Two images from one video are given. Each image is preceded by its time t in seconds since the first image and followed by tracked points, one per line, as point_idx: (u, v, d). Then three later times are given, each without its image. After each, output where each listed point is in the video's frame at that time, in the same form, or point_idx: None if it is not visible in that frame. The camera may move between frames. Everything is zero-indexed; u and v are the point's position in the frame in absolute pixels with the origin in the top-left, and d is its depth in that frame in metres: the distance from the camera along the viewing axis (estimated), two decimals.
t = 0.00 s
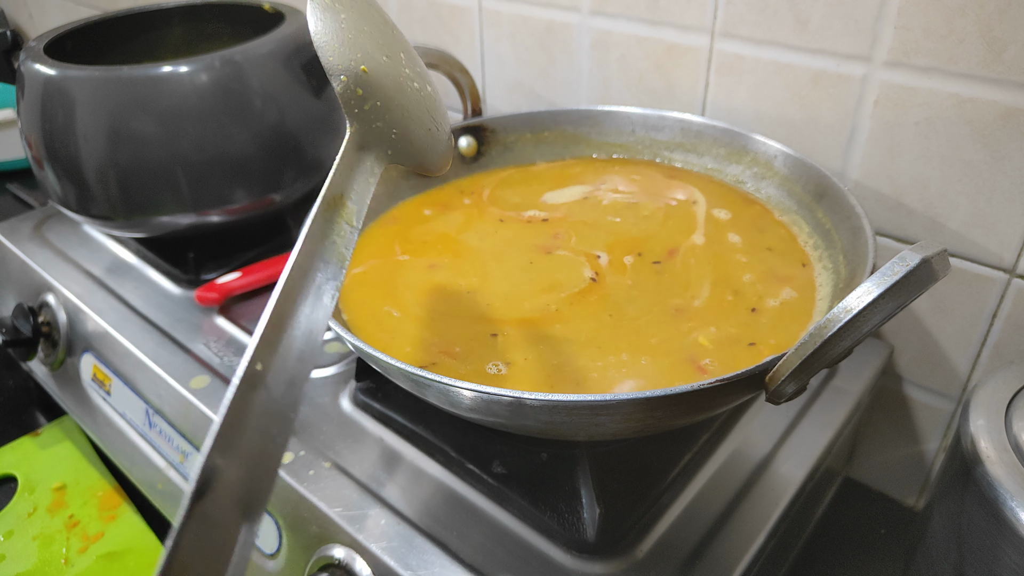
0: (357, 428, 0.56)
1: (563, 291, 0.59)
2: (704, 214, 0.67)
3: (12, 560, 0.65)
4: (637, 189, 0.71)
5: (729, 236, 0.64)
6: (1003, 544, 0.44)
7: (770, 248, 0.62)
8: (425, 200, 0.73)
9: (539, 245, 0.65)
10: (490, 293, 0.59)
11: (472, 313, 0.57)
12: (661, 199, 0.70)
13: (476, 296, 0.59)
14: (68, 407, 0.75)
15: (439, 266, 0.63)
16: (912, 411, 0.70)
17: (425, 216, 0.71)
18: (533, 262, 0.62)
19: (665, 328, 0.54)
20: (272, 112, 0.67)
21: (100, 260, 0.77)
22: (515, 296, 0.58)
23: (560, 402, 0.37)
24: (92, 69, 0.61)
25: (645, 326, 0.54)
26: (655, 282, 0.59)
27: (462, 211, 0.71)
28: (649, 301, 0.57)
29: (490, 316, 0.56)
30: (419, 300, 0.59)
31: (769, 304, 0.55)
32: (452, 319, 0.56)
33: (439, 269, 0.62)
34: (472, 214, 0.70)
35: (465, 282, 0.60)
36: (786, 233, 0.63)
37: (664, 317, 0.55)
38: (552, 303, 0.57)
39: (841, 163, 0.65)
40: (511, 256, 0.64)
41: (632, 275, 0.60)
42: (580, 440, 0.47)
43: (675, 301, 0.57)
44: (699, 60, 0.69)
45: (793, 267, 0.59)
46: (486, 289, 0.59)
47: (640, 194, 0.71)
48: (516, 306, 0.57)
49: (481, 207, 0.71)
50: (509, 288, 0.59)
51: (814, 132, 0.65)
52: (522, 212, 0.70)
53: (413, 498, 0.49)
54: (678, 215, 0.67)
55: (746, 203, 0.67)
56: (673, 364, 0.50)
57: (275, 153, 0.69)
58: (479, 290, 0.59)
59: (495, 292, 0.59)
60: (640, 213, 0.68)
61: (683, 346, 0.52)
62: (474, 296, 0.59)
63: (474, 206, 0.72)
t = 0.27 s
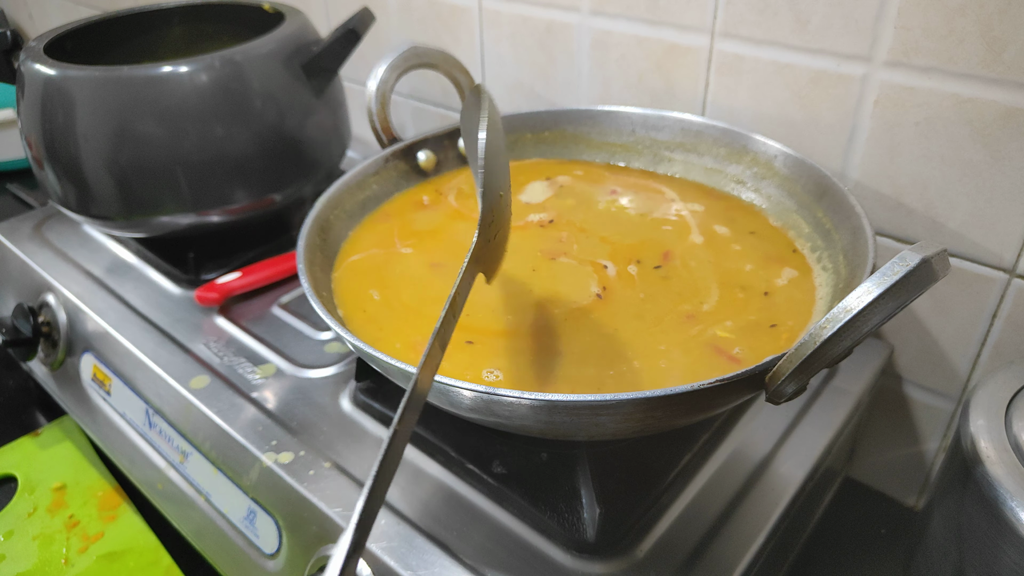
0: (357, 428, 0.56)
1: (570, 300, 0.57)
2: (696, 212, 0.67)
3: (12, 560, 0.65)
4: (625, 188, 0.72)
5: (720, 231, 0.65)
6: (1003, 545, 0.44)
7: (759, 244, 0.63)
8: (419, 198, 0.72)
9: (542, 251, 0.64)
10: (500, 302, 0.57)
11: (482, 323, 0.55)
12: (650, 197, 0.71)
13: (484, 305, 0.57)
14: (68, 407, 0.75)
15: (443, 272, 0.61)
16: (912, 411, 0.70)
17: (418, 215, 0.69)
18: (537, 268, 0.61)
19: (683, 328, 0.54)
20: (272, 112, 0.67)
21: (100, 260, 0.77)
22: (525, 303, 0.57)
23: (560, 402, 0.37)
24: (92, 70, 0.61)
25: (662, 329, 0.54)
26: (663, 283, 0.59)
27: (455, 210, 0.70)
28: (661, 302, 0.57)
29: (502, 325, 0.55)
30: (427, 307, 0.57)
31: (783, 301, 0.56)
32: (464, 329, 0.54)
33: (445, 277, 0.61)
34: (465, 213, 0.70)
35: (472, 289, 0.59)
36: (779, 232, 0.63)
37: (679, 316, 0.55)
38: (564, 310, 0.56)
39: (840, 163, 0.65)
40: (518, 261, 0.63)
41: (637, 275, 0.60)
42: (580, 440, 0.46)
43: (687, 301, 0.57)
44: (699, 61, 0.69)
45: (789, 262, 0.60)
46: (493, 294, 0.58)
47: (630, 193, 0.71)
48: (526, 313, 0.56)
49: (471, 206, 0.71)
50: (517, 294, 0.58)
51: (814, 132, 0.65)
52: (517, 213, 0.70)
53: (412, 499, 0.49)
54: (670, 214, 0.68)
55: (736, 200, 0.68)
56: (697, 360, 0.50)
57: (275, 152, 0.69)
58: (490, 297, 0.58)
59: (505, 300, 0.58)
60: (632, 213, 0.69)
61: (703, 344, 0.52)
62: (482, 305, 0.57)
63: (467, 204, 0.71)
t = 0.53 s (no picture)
0: (357, 428, 0.55)
1: (586, 310, 0.55)
2: (686, 202, 0.68)
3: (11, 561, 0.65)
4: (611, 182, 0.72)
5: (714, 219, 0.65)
6: (1004, 545, 0.44)
7: (753, 232, 0.63)
8: (411, 205, 0.71)
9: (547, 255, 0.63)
10: (514, 309, 0.56)
11: (499, 331, 0.53)
12: (637, 188, 0.71)
13: (498, 312, 0.56)
14: (67, 407, 0.75)
15: (449, 281, 0.60)
16: (913, 411, 0.69)
17: (412, 223, 0.68)
18: (544, 270, 0.60)
19: (700, 320, 0.54)
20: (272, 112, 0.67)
21: (100, 260, 0.77)
22: (537, 309, 0.56)
23: (561, 401, 0.37)
24: (91, 69, 0.61)
25: (683, 322, 0.53)
26: (672, 275, 0.59)
27: (447, 215, 0.69)
28: (674, 294, 0.57)
29: (518, 332, 0.53)
30: (436, 320, 0.55)
31: (797, 288, 0.56)
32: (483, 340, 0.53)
33: (451, 288, 0.59)
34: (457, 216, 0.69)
35: (484, 300, 0.57)
36: (774, 222, 0.64)
37: (696, 308, 0.55)
38: (581, 313, 0.55)
39: (841, 163, 0.64)
40: (525, 265, 0.61)
41: (644, 270, 0.60)
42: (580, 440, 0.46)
43: (701, 294, 0.56)
44: (699, 60, 0.69)
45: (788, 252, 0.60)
46: (504, 301, 0.57)
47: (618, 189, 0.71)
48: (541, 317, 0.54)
49: (459, 210, 0.70)
50: (526, 297, 0.57)
51: (814, 131, 0.65)
52: (518, 210, 0.69)
53: (412, 499, 0.49)
54: (663, 207, 0.68)
55: (725, 188, 0.69)
56: (724, 349, 0.50)
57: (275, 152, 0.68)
58: (500, 305, 0.56)
59: (519, 306, 0.56)
60: (623, 206, 0.69)
61: (726, 333, 0.52)
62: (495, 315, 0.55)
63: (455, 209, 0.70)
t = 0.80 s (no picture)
0: (358, 427, 0.56)
1: (588, 305, 0.56)
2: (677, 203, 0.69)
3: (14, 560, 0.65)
4: (601, 186, 0.73)
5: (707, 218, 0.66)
6: (1000, 544, 0.44)
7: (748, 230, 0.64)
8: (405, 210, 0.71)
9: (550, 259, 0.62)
10: (528, 313, 0.55)
11: (517, 335, 0.53)
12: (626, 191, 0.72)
13: (513, 318, 0.55)
14: (69, 406, 0.76)
15: (458, 287, 0.59)
16: (910, 411, 0.70)
17: (409, 228, 0.68)
18: (551, 273, 0.60)
19: (713, 313, 0.54)
20: (274, 113, 0.67)
21: (102, 260, 0.77)
22: (551, 312, 0.55)
23: (560, 401, 0.37)
24: (94, 70, 0.62)
25: (694, 319, 0.54)
26: (677, 273, 0.60)
27: (443, 221, 0.69)
28: (684, 290, 0.57)
29: (536, 336, 0.53)
30: (449, 326, 0.55)
31: (805, 278, 0.57)
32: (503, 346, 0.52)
33: (461, 294, 0.58)
34: (452, 222, 0.69)
35: (497, 306, 0.57)
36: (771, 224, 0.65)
37: (708, 302, 0.56)
38: (597, 315, 0.54)
39: (839, 164, 0.65)
40: (530, 267, 0.61)
41: (649, 269, 0.60)
42: (581, 440, 0.46)
43: (712, 290, 0.57)
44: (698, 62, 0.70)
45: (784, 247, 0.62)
46: (517, 305, 0.56)
47: (609, 194, 0.72)
48: (556, 320, 0.54)
49: (453, 214, 0.70)
50: (538, 300, 0.57)
51: (812, 133, 0.65)
52: (514, 212, 0.70)
53: (413, 498, 0.50)
54: (657, 208, 0.69)
55: (718, 193, 0.70)
56: (743, 338, 0.51)
57: (277, 154, 0.69)
58: (514, 310, 0.56)
59: (533, 311, 0.55)
60: (617, 209, 0.69)
61: (743, 324, 0.53)
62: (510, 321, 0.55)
63: (448, 214, 0.70)
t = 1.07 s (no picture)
0: (358, 427, 0.56)
1: (587, 305, 0.56)
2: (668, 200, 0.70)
3: (14, 560, 0.65)
4: (592, 184, 0.73)
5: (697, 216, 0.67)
6: (1000, 544, 0.44)
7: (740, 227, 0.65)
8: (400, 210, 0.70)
9: (549, 261, 0.62)
10: (533, 317, 0.55)
11: (523, 338, 0.53)
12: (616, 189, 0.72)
13: (518, 321, 0.55)
14: (70, 406, 0.76)
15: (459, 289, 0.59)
16: (910, 411, 0.70)
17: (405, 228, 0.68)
18: (552, 275, 0.60)
19: (712, 311, 0.55)
20: (273, 113, 0.68)
21: (102, 260, 0.77)
22: (555, 314, 0.55)
23: (560, 401, 0.37)
24: (94, 70, 0.62)
25: (694, 318, 0.54)
26: (676, 270, 0.60)
27: (437, 220, 0.69)
28: (685, 288, 0.58)
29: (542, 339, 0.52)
30: (452, 328, 0.54)
31: (804, 276, 0.58)
32: (510, 349, 0.52)
33: (464, 297, 0.58)
34: (447, 221, 0.69)
35: (502, 309, 0.56)
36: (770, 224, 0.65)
37: (709, 300, 0.56)
38: (601, 318, 0.54)
39: (839, 165, 0.65)
40: (529, 267, 0.61)
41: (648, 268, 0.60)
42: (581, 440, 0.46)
43: (711, 288, 0.58)
44: (697, 62, 0.70)
45: (776, 245, 0.62)
46: (520, 307, 0.56)
47: (607, 194, 0.72)
48: (560, 322, 0.54)
49: (447, 214, 0.70)
50: (540, 302, 0.57)
51: (812, 133, 0.65)
52: (514, 211, 0.70)
53: (413, 497, 0.50)
54: (649, 206, 0.69)
55: (716, 192, 0.70)
56: (747, 334, 0.52)
57: (277, 154, 0.69)
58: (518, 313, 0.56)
59: (538, 314, 0.55)
60: (610, 207, 0.70)
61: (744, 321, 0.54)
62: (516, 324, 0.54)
63: (442, 213, 0.70)
